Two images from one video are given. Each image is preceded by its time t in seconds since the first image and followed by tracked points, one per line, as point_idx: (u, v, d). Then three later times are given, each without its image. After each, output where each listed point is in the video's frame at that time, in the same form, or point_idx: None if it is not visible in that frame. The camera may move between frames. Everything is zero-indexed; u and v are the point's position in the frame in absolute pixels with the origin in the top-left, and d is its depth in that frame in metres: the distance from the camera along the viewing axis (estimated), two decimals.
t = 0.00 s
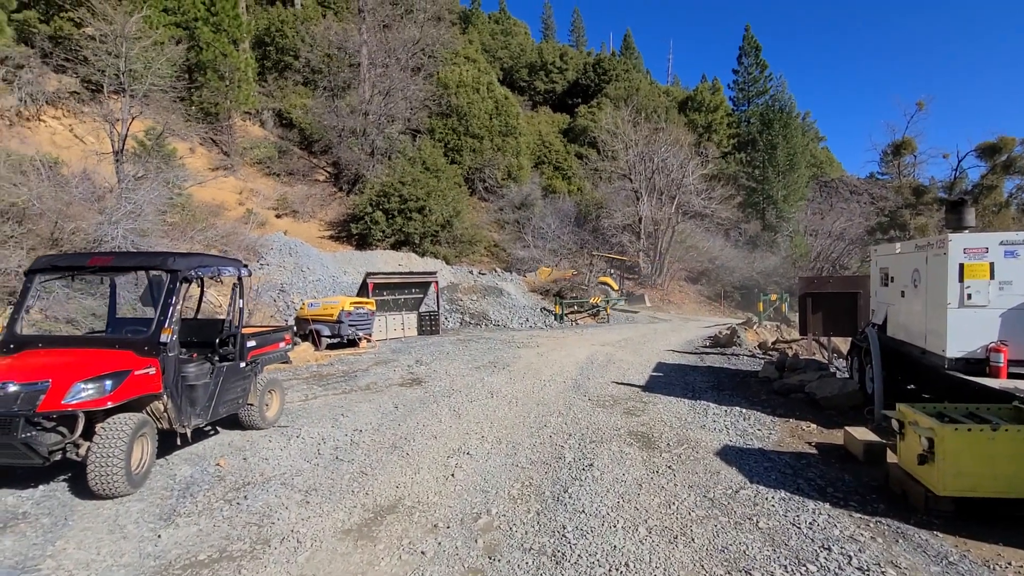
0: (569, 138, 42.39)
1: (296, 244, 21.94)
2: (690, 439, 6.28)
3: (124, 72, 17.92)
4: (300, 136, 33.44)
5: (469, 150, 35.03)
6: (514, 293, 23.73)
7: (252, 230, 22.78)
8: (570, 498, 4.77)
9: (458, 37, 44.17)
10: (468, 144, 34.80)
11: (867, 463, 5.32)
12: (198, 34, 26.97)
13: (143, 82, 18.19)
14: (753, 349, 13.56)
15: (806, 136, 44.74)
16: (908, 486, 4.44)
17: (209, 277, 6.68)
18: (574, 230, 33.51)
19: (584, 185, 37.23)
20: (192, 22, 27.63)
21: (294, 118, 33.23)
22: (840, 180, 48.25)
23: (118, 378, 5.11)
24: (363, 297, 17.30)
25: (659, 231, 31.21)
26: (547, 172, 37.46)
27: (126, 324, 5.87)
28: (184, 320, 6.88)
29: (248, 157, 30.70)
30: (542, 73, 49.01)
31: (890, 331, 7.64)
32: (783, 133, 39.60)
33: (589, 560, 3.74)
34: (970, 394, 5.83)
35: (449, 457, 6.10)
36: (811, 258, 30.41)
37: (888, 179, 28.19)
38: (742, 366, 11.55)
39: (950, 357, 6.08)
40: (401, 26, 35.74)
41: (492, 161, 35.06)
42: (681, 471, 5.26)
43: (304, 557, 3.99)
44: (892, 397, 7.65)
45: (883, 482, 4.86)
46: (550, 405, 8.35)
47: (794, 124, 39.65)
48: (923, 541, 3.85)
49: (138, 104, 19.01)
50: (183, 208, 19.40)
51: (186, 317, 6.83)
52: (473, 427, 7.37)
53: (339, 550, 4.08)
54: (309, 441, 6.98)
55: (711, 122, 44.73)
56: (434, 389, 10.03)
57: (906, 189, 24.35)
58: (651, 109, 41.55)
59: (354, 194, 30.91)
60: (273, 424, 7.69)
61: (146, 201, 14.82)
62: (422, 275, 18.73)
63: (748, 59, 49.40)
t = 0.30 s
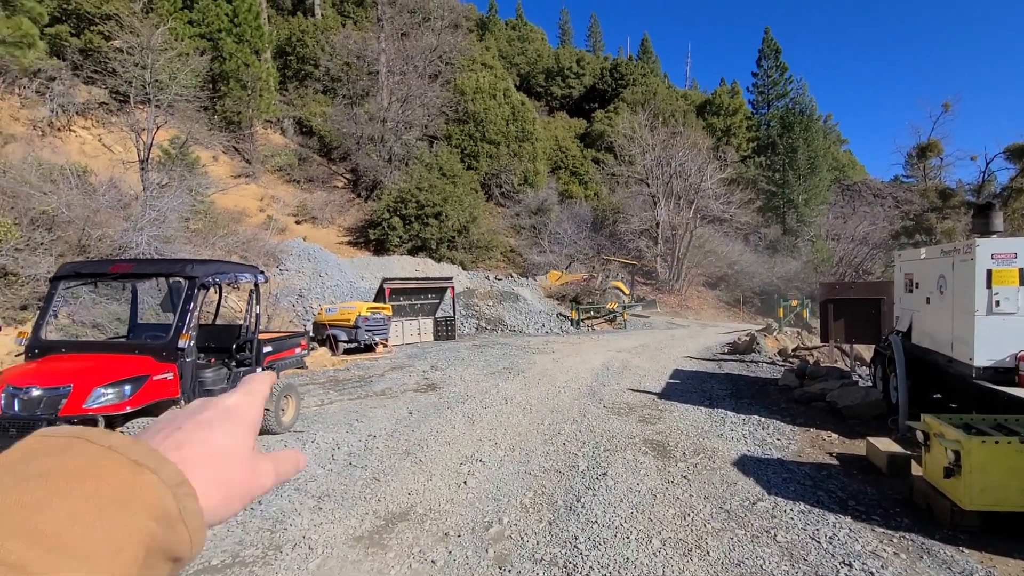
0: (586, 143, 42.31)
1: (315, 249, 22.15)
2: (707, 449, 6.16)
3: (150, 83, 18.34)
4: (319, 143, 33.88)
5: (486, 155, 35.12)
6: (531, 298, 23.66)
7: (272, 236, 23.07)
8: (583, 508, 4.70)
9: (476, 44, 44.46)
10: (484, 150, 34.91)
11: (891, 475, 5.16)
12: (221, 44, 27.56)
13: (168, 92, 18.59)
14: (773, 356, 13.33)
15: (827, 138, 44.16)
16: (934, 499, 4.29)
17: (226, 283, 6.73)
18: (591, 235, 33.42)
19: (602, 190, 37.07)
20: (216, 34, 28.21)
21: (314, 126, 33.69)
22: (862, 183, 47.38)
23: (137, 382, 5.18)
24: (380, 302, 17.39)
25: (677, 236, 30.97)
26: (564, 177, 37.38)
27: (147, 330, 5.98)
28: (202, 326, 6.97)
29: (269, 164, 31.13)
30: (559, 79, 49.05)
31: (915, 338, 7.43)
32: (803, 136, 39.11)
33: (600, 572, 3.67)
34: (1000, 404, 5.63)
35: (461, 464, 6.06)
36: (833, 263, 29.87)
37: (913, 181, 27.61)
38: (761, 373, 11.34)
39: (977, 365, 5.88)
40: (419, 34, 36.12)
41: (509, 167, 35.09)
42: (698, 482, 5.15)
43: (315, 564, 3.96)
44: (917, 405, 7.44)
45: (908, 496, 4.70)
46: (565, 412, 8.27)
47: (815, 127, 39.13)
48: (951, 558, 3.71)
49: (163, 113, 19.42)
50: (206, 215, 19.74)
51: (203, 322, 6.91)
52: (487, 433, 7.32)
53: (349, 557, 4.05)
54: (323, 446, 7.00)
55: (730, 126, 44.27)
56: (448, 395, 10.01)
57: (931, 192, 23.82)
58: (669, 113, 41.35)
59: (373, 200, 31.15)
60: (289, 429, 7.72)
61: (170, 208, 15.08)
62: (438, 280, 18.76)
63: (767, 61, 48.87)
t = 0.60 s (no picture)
0: (587, 145, 42.28)
1: (315, 250, 22.09)
2: (706, 453, 6.11)
3: (152, 83, 18.32)
4: (321, 145, 33.87)
5: (487, 157, 35.09)
6: (531, 300, 23.61)
7: (272, 237, 23.03)
8: (580, 513, 4.64)
9: (478, 47, 44.48)
10: (485, 152, 34.89)
11: (893, 482, 5.11)
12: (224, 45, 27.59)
13: (170, 93, 18.56)
14: (774, 360, 13.27)
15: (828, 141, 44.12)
16: (936, 507, 4.23)
17: (225, 284, 6.67)
18: (591, 237, 33.41)
19: (603, 193, 37.02)
20: (219, 35, 28.23)
21: (315, 127, 33.71)
22: (864, 187, 47.27)
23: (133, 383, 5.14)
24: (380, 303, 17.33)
25: (678, 238, 30.91)
26: (565, 180, 37.31)
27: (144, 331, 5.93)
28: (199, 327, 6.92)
29: (270, 165, 31.07)
30: (561, 81, 49.06)
31: (917, 342, 7.39)
32: (805, 139, 39.06)
33: None
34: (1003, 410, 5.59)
35: (459, 467, 6.00)
36: (835, 266, 29.82)
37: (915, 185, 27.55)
38: (762, 377, 11.29)
39: (980, 371, 5.83)
40: (421, 36, 36.17)
41: (510, 169, 35.03)
42: (697, 487, 5.10)
43: (309, 568, 3.91)
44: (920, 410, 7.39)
45: (910, 503, 4.65)
46: (564, 415, 8.21)
47: (817, 130, 39.09)
48: (954, 567, 3.65)
49: (164, 114, 19.41)
50: (207, 215, 19.71)
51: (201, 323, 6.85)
52: (485, 437, 7.26)
53: (344, 562, 4.00)
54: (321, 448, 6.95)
55: (732, 129, 44.19)
56: (447, 398, 9.94)
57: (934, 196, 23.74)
58: (670, 116, 41.37)
59: (373, 202, 31.08)
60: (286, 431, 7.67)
61: (171, 209, 15.03)
62: (438, 282, 18.69)
63: (769, 65, 48.82)
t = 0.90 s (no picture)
0: (590, 146, 42.25)
1: (317, 250, 22.04)
2: (709, 456, 6.07)
3: (156, 82, 18.32)
4: (323, 144, 33.93)
5: (490, 157, 35.04)
6: (533, 301, 23.57)
7: (275, 236, 23.03)
8: (582, 515, 4.62)
9: (481, 47, 44.46)
10: (488, 152, 34.86)
11: (897, 486, 5.06)
12: (228, 45, 27.64)
13: (174, 92, 18.55)
14: (776, 361, 13.23)
15: (831, 143, 44.05)
16: (943, 512, 4.19)
17: (227, 283, 6.64)
18: (594, 238, 33.43)
19: (605, 194, 36.98)
20: (222, 34, 28.27)
21: (318, 127, 33.76)
22: (867, 189, 47.17)
23: (134, 382, 5.09)
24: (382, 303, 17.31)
25: (681, 240, 30.86)
26: (567, 180, 37.28)
27: (147, 329, 5.91)
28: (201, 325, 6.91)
29: (273, 164, 31.06)
30: (563, 82, 49.06)
31: (923, 345, 7.33)
32: (808, 141, 38.98)
33: None
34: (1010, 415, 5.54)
35: (460, 468, 5.98)
36: (838, 268, 29.75)
37: (919, 187, 27.46)
38: (764, 379, 11.25)
39: (987, 374, 5.78)
40: (424, 36, 36.18)
41: (512, 169, 34.99)
42: (699, 490, 5.06)
43: (310, 569, 3.88)
44: (925, 414, 7.32)
45: (916, 507, 4.60)
46: (566, 416, 8.18)
47: (820, 132, 39.03)
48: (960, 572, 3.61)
49: (168, 112, 19.40)
50: (210, 214, 19.71)
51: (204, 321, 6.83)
52: (487, 437, 7.23)
53: (345, 562, 3.97)
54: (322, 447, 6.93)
55: (734, 130, 44.12)
56: (448, 398, 9.92)
57: (938, 199, 23.64)
58: (673, 117, 41.35)
59: (376, 201, 31.05)
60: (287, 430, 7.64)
61: (173, 207, 15.00)
62: (440, 281, 18.67)
63: (772, 66, 48.72)
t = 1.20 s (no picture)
0: (593, 145, 42.23)
1: (320, 250, 22.03)
2: (712, 456, 6.06)
3: (160, 83, 18.36)
4: (327, 144, 34.03)
5: (492, 157, 35.02)
6: (536, 300, 23.55)
7: (278, 237, 23.08)
8: (585, 515, 4.61)
9: (484, 47, 44.47)
10: (491, 152, 34.85)
11: (902, 486, 5.05)
12: (232, 46, 27.72)
13: (177, 92, 18.61)
14: (780, 361, 13.20)
15: (835, 142, 43.89)
16: (948, 513, 4.18)
17: (230, 283, 6.67)
18: (597, 238, 33.42)
19: (608, 193, 36.95)
20: (226, 35, 28.32)
21: (322, 127, 33.82)
22: (871, 188, 47.00)
23: (139, 381, 5.10)
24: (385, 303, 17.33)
25: (684, 239, 30.82)
26: (570, 180, 37.26)
27: (151, 328, 5.92)
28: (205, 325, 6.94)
29: (277, 165, 31.10)
30: (566, 82, 49.05)
31: (928, 345, 7.30)
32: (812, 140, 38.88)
33: None
34: (1015, 415, 5.52)
35: (463, 467, 5.98)
36: (842, 268, 29.65)
37: (923, 187, 27.36)
38: (767, 379, 11.23)
39: (992, 374, 5.76)
40: (426, 36, 36.17)
41: (515, 169, 34.97)
42: (702, 489, 5.05)
43: (313, 568, 3.89)
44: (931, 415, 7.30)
45: (921, 508, 4.59)
46: (568, 416, 8.17)
47: (824, 131, 38.90)
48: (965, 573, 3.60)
49: (172, 113, 19.46)
50: (213, 214, 19.76)
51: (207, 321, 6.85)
52: (489, 437, 7.23)
53: (347, 561, 3.98)
54: (325, 447, 6.94)
55: (738, 130, 44.02)
56: (451, 397, 9.92)
57: (943, 198, 23.54)
58: (676, 116, 41.30)
59: (378, 201, 31.08)
60: (291, 429, 7.65)
61: (177, 207, 15.03)
62: (443, 281, 18.68)
63: (776, 65, 48.58)
